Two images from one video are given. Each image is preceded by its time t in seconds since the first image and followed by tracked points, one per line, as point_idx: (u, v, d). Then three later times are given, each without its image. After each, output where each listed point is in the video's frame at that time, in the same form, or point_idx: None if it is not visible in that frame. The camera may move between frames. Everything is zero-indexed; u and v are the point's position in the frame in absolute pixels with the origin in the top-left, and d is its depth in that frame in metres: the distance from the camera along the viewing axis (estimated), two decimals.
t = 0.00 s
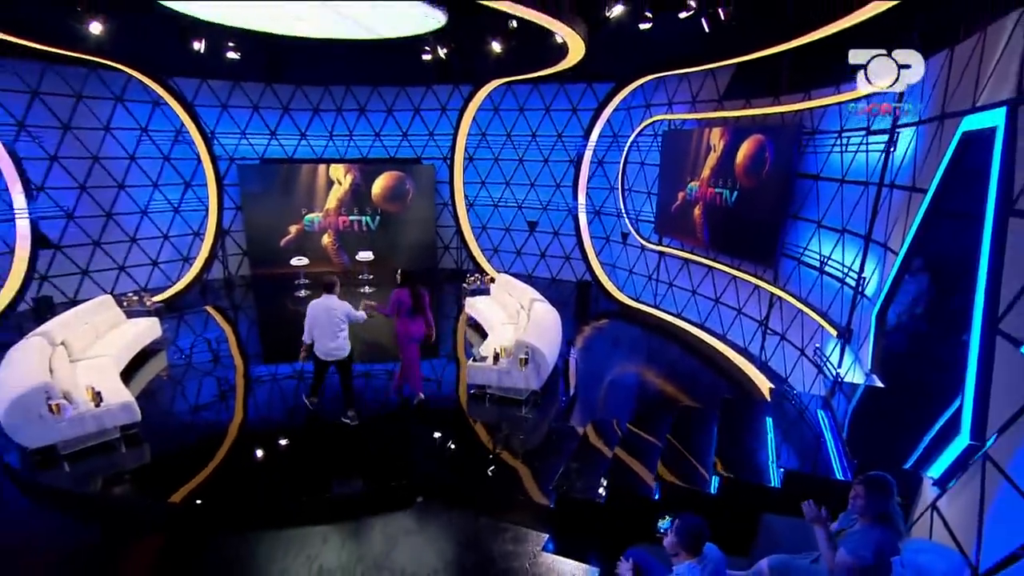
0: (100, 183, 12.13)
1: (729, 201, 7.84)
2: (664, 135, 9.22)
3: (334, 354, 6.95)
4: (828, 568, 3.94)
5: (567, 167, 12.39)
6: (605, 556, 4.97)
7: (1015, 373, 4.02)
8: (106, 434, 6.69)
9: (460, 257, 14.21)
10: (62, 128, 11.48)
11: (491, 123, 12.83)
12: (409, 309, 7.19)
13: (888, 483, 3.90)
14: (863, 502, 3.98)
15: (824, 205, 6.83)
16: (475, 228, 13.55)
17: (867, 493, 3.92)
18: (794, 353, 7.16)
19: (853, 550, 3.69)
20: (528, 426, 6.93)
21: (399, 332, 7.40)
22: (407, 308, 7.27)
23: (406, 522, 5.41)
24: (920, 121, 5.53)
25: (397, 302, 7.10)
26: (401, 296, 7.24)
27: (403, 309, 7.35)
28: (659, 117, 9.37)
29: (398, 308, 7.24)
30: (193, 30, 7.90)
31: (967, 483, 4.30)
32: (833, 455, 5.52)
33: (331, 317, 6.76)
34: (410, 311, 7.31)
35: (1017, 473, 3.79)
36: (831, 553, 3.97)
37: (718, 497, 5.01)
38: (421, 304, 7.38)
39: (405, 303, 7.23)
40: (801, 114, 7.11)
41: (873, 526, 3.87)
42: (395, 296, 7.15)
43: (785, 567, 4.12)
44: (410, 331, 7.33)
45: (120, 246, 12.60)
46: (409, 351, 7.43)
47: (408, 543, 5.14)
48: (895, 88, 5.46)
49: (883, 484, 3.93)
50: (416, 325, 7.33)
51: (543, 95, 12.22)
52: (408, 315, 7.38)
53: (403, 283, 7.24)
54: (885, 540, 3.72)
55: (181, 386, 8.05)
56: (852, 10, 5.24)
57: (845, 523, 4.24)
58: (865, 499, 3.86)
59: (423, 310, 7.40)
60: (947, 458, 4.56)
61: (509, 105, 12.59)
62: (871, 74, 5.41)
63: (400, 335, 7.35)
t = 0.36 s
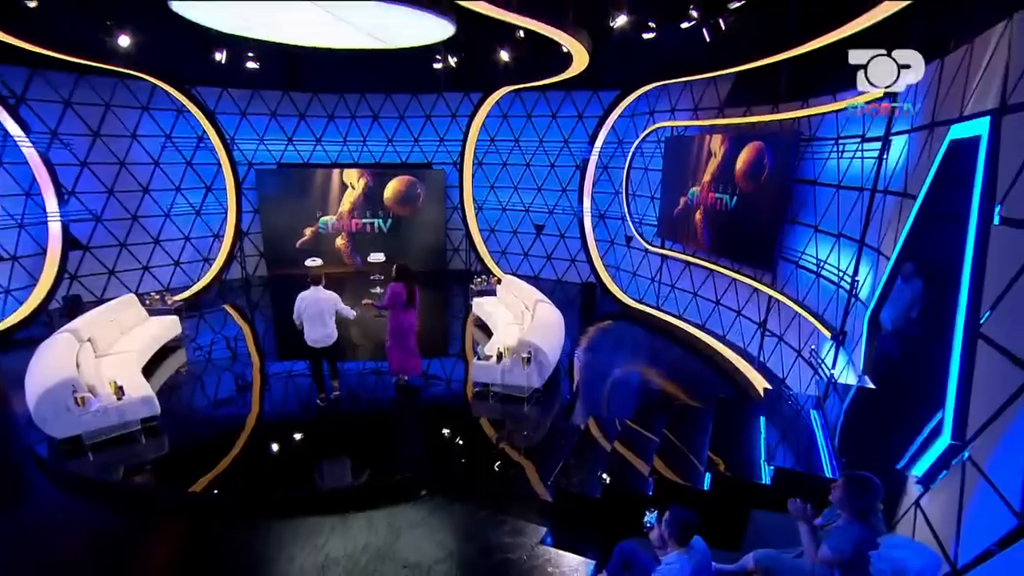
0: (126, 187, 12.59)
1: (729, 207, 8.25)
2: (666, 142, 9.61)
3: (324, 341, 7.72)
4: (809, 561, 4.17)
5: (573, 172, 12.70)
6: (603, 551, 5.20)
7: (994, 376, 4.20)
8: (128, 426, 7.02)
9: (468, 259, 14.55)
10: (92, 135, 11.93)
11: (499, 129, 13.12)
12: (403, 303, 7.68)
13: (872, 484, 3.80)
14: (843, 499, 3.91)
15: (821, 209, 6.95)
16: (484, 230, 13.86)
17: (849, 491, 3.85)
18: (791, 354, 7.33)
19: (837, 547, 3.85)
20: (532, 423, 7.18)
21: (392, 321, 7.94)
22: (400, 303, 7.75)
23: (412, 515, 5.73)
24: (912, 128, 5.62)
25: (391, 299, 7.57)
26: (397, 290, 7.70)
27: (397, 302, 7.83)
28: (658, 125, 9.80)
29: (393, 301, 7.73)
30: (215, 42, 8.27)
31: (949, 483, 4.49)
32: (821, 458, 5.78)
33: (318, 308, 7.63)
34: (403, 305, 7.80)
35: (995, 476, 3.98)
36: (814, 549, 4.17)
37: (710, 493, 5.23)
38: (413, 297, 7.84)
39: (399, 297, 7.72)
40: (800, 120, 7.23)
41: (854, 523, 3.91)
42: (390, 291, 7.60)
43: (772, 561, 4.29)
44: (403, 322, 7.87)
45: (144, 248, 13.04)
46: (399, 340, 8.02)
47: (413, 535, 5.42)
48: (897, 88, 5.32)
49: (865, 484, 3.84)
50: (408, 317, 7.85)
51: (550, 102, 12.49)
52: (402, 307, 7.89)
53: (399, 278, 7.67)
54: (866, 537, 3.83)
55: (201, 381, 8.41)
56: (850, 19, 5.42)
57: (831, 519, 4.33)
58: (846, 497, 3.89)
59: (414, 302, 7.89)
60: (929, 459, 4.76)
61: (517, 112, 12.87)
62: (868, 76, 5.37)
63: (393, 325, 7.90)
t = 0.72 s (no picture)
0: (161, 191, 13.15)
1: (738, 211, 8.40)
2: (679, 148, 9.81)
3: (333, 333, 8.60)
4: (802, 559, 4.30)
5: (586, 177, 12.89)
6: (604, 544, 5.41)
7: (988, 380, 4.31)
8: (157, 417, 7.41)
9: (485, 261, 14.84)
10: (132, 142, 12.52)
11: (516, 135, 13.41)
12: (408, 299, 8.08)
13: (865, 487, 3.81)
14: (836, 500, 3.92)
15: (829, 216, 7.10)
16: (500, 233, 14.13)
17: (841, 492, 3.88)
18: (798, 357, 7.50)
19: (827, 543, 3.90)
20: (542, 420, 7.42)
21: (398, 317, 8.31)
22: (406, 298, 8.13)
23: (422, 507, 5.99)
24: (919, 135, 5.74)
25: (397, 294, 7.97)
26: (402, 286, 8.12)
27: (404, 298, 8.23)
28: (672, 132, 10.02)
29: (400, 297, 8.14)
30: (244, 53, 8.69)
31: (942, 484, 4.61)
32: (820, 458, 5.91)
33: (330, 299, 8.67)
34: (409, 300, 8.18)
35: (987, 479, 4.10)
36: (805, 546, 4.25)
37: (712, 491, 5.41)
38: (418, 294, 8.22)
39: (404, 293, 8.13)
40: (810, 127, 7.37)
41: (846, 521, 3.87)
42: (396, 287, 8.03)
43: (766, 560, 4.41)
44: (409, 318, 8.22)
45: (177, 248, 13.59)
46: (405, 335, 8.34)
47: (424, 526, 5.69)
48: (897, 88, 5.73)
49: (857, 486, 3.86)
50: (413, 313, 8.20)
51: (565, 109, 12.74)
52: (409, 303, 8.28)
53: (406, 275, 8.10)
54: (857, 537, 3.90)
55: (227, 375, 8.81)
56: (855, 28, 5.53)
57: (823, 517, 4.43)
58: (838, 498, 3.92)
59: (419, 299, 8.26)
60: (924, 461, 4.88)
61: (533, 118, 13.14)
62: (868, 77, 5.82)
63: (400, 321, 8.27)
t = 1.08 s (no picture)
0: (195, 194, 13.68)
1: (748, 217, 8.54)
2: (692, 153, 9.95)
3: (342, 323, 9.10)
4: (797, 558, 4.43)
5: (602, 181, 13.09)
6: (609, 536, 5.61)
7: (984, 384, 4.41)
8: (186, 407, 7.81)
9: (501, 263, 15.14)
10: (169, 148, 13.05)
11: (533, 140, 13.67)
12: (418, 291, 8.49)
13: (857, 487, 3.92)
14: (830, 499, 4.02)
15: (838, 222, 7.21)
16: (516, 236, 14.40)
17: (835, 493, 3.98)
18: (806, 360, 7.62)
19: (821, 542, 4.03)
20: (553, 418, 7.65)
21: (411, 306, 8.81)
22: (414, 288, 8.59)
23: (435, 498, 6.20)
24: (928, 142, 5.81)
25: (405, 286, 8.42)
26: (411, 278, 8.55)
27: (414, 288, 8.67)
28: (686, 138, 10.26)
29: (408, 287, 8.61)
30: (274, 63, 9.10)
31: (938, 487, 4.72)
32: (820, 458, 6.07)
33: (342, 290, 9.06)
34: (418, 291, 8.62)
35: (981, 482, 4.18)
36: (801, 545, 4.38)
37: (715, 490, 5.58)
38: (426, 284, 8.65)
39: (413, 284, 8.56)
40: (821, 134, 7.48)
41: (839, 521, 3.99)
42: (405, 279, 8.46)
43: (761, 555, 4.57)
44: (420, 307, 8.73)
45: (208, 248, 14.11)
46: (416, 323, 8.87)
47: (436, 515, 5.92)
48: (897, 88, 6.06)
49: (850, 487, 3.98)
50: (423, 303, 8.67)
51: (581, 115, 12.96)
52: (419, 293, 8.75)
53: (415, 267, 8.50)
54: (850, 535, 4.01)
55: (254, 370, 9.22)
56: (862, 38, 5.64)
57: (818, 517, 4.55)
58: (833, 499, 4.01)
59: (428, 289, 8.69)
60: (922, 464, 4.98)
61: (551, 124, 13.36)
62: (869, 77, 6.25)
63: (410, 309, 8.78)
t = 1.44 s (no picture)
0: (227, 197, 14.19)
1: (760, 222, 8.67)
2: (705, 159, 10.11)
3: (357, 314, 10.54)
4: (793, 557, 4.51)
5: (617, 186, 13.28)
6: (613, 533, 5.79)
7: (982, 390, 4.42)
8: (214, 399, 8.22)
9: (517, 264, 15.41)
10: (203, 154, 13.59)
11: (550, 145, 13.92)
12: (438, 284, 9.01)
13: (854, 489, 3.94)
14: (827, 501, 4.09)
15: (849, 228, 7.29)
16: (533, 239, 14.64)
17: (832, 494, 4.06)
18: (815, 363, 7.76)
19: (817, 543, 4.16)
20: (562, 417, 7.86)
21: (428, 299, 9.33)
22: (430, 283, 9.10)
23: (446, 490, 6.46)
24: (938, 149, 5.83)
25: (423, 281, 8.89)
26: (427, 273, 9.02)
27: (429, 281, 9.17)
28: (698, 144, 10.47)
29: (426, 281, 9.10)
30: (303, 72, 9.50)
31: (936, 491, 4.75)
32: (821, 460, 6.24)
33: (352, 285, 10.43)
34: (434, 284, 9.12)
35: (977, 486, 4.19)
36: (798, 544, 4.47)
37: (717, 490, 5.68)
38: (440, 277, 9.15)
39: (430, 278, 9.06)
40: (833, 141, 7.59)
41: (835, 522, 4.07)
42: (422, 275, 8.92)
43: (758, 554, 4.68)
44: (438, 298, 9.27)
45: (238, 248, 14.59)
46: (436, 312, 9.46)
47: (446, 507, 6.18)
48: (896, 88, 5.96)
49: (847, 488, 4.03)
50: (440, 294, 9.21)
51: (597, 121, 13.19)
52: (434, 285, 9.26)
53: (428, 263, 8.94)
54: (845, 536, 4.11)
55: (278, 365, 9.59)
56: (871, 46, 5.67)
57: (816, 518, 4.64)
58: (829, 501, 4.07)
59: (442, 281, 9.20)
60: (921, 469, 5.00)
61: (568, 130, 13.61)
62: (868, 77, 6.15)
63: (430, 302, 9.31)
